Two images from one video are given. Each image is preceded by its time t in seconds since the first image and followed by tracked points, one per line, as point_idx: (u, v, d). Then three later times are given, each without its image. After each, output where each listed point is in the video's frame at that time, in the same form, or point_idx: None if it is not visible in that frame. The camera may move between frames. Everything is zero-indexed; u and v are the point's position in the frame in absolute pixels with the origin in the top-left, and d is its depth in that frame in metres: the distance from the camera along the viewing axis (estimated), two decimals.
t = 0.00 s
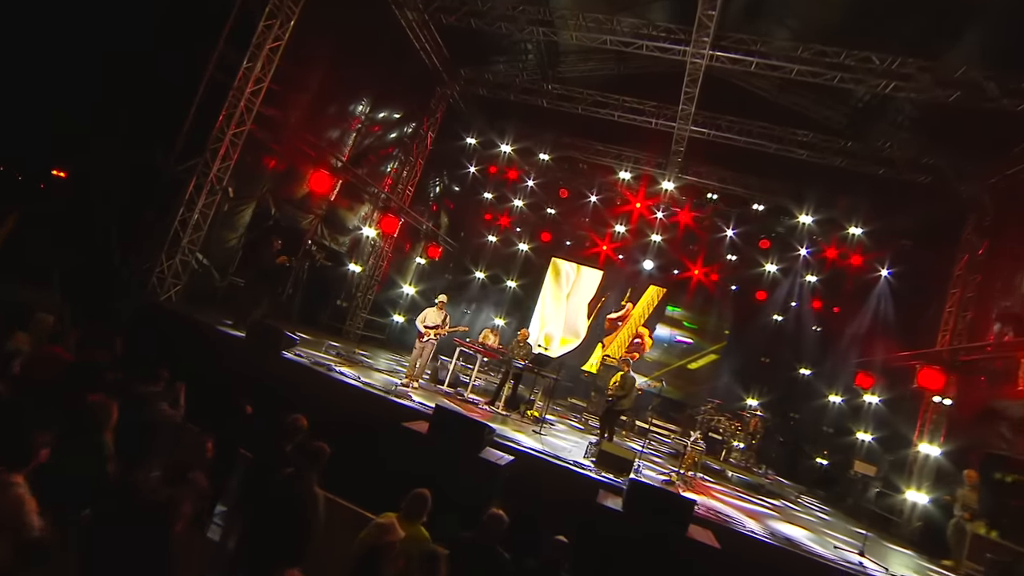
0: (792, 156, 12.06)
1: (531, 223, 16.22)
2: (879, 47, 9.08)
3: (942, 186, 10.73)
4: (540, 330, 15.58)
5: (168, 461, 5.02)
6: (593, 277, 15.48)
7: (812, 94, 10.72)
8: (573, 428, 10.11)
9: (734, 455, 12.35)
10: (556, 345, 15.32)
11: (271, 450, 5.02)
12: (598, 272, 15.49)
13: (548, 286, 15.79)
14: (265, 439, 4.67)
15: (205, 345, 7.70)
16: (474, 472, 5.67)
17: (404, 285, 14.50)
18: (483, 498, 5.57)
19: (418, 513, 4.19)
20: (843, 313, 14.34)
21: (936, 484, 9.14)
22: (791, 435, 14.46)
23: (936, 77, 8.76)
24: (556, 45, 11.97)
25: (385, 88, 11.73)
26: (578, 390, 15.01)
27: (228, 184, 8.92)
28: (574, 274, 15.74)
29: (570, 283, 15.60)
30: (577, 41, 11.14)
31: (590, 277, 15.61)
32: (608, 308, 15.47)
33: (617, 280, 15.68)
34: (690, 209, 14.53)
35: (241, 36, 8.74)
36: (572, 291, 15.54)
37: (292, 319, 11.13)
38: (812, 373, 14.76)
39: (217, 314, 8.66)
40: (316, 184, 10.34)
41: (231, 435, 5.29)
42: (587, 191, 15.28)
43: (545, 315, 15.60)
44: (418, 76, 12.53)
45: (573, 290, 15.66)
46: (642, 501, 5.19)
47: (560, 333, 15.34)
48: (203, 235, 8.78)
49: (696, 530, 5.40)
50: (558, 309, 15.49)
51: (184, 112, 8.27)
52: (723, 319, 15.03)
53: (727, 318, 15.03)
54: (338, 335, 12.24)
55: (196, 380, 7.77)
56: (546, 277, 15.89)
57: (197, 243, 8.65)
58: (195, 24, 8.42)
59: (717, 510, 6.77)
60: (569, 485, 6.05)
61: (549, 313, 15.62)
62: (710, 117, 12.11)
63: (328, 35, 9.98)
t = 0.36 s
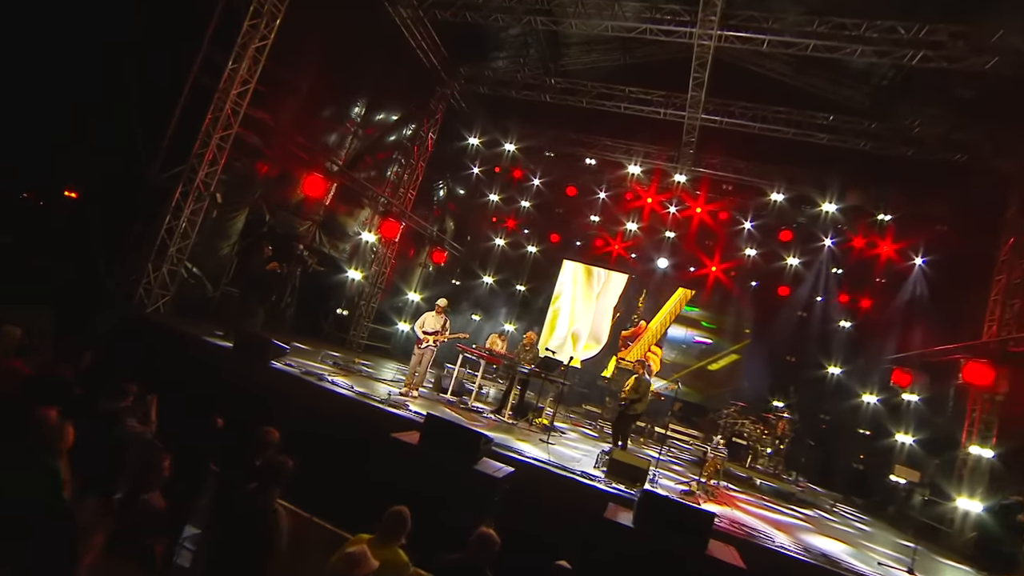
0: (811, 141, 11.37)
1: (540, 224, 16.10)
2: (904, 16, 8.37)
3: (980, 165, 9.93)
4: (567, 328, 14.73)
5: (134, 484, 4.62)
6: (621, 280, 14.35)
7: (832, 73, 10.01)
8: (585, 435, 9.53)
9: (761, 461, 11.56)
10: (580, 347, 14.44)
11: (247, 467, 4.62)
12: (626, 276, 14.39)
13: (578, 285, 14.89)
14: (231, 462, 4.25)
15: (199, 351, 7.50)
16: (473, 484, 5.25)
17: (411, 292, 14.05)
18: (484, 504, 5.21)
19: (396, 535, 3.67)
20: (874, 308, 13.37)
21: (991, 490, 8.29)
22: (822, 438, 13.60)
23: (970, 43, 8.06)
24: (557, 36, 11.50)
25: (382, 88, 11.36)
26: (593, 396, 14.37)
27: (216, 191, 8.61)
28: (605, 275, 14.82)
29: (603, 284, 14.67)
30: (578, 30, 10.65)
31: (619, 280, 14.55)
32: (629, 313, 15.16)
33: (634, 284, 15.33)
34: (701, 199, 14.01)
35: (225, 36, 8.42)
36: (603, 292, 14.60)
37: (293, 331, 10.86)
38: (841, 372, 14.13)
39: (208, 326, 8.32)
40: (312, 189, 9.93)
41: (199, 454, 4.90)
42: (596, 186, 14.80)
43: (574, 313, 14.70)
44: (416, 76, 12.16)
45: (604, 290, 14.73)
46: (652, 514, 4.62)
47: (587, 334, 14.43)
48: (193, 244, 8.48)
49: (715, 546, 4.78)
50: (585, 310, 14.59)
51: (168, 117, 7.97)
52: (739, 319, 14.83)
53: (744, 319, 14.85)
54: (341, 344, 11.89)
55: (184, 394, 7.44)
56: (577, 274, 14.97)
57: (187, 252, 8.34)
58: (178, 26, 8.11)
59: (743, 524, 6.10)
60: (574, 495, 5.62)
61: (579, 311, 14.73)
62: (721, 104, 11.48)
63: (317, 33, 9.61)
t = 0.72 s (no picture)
0: (834, 126, 10.67)
1: (547, 224, 15.75)
2: None
3: None
4: (583, 331, 14.27)
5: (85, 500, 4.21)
6: (641, 280, 14.07)
7: (856, 51, 9.32)
8: (595, 442, 8.95)
9: (786, 469, 10.83)
10: (598, 351, 13.98)
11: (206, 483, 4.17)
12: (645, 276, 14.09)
13: (594, 287, 14.53)
14: (186, 462, 3.86)
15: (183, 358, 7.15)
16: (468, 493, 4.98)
17: (416, 296, 13.65)
18: (478, 509, 5.03)
19: (360, 555, 3.24)
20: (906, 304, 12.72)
21: None
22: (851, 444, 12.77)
23: (1012, 9, 7.29)
24: (561, 26, 10.98)
25: (380, 86, 11.01)
26: (606, 401, 13.88)
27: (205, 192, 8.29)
28: (623, 276, 14.42)
29: (620, 286, 14.27)
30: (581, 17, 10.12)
31: (637, 281, 14.21)
32: (647, 314, 14.09)
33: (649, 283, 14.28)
34: (717, 191, 13.40)
35: (211, 32, 8.13)
36: (621, 294, 14.22)
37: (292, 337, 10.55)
38: (874, 373, 13.13)
39: (196, 332, 7.98)
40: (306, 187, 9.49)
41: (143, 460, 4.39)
42: (605, 182, 14.65)
43: (591, 315, 14.29)
44: (416, 73, 11.80)
45: (622, 292, 14.32)
46: (665, 531, 4.08)
47: (605, 337, 13.98)
48: (181, 248, 8.18)
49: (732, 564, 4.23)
50: (603, 313, 14.20)
51: (151, 116, 7.67)
52: (763, 317, 13.67)
53: (768, 316, 13.67)
54: (343, 350, 11.54)
55: (169, 404, 7.09)
56: (594, 276, 14.59)
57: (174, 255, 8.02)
58: (160, 21, 7.80)
59: (764, 539, 5.48)
60: (576, 503, 5.32)
61: (595, 314, 14.32)
62: (736, 90, 10.85)
63: (309, 28, 9.30)
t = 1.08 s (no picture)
0: (859, 107, 9.94)
1: (556, 223, 15.40)
2: None
3: None
4: (595, 341, 13.68)
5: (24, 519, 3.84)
6: (648, 277, 13.35)
7: (887, 24, 8.54)
8: (605, 449, 8.36)
9: (813, 476, 10.02)
10: (617, 355, 13.44)
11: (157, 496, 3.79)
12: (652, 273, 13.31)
13: (599, 292, 13.84)
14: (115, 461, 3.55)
15: (167, 361, 6.87)
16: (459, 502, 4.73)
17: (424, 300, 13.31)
18: (462, 517, 4.67)
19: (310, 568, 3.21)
20: (947, 298, 11.78)
21: None
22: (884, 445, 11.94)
23: None
24: (566, 10, 10.13)
25: (379, 80, 10.65)
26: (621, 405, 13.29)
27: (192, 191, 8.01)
28: (627, 276, 13.71)
29: (625, 288, 13.58)
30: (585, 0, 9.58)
31: (644, 277, 13.49)
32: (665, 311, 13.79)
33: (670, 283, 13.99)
34: (734, 181, 12.69)
35: (195, 25, 7.85)
36: (628, 295, 13.55)
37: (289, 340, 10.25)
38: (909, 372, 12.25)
39: (183, 336, 7.69)
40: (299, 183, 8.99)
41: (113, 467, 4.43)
42: (616, 175, 14.02)
43: (600, 324, 13.67)
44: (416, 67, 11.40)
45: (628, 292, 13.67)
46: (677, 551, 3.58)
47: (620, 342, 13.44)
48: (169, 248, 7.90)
49: None
50: (613, 318, 13.57)
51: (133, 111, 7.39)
52: (789, 313, 12.96)
53: (790, 313, 12.92)
54: (344, 353, 11.20)
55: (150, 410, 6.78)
56: (597, 280, 13.88)
57: (161, 256, 7.75)
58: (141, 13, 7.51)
59: (784, 554, 4.92)
60: (568, 513, 4.88)
61: (604, 321, 13.69)
62: (753, 73, 10.17)
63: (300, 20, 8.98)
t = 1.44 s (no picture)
0: (889, 85, 9.19)
1: (570, 220, 14.82)
2: None
3: None
4: (615, 345, 13.03)
5: None
6: (668, 273, 12.88)
7: None
8: (616, 455, 7.79)
9: (846, 484, 9.65)
10: (637, 360, 12.72)
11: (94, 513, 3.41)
12: (672, 270, 12.85)
13: (617, 294, 13.34)
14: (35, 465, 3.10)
15: (151, 366, 6.59)
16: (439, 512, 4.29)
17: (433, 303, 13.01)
18: (442, 530, 4.21)
19: None
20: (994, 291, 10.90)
21: None
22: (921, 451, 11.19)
23: None
24: None
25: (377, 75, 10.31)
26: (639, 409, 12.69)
27: (181, 190, 7.76)
28: (645, 276, 13.23)
29: (644, 288, 13.09)
30: None
31: (664, 275, 13.02)
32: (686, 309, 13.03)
33: (686, 280, 13.20)
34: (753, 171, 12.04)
35: (182, 20, 7.61)
36: (647, 295, 13.06)
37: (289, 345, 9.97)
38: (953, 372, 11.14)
39: (170, 340, 7.40)
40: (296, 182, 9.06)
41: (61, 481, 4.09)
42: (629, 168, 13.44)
43: (619, 327, 13.09)
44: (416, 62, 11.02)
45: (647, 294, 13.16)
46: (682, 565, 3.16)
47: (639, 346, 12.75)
48: (158, 249, 7.66)
49: None
50: (632, 320, 13.00)
51: (117, 110, 7.19)
52: (817, 310, 12.01)
53: (815, 311, 12.01)
54: (346, 358, 10.85)
55: (131, 417, 6.47)
56: (614, 281, 13.40)
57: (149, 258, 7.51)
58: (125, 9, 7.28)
59: (805, 570, 4.44)
60: (563, 525, 4.41)
61: (624, 324, 13.12)
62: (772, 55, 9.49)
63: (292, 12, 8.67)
